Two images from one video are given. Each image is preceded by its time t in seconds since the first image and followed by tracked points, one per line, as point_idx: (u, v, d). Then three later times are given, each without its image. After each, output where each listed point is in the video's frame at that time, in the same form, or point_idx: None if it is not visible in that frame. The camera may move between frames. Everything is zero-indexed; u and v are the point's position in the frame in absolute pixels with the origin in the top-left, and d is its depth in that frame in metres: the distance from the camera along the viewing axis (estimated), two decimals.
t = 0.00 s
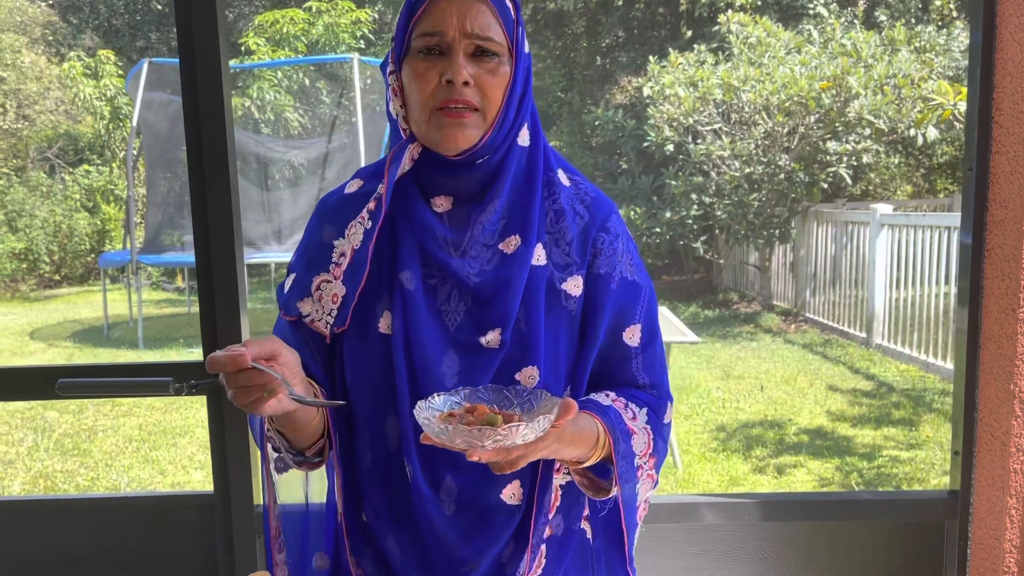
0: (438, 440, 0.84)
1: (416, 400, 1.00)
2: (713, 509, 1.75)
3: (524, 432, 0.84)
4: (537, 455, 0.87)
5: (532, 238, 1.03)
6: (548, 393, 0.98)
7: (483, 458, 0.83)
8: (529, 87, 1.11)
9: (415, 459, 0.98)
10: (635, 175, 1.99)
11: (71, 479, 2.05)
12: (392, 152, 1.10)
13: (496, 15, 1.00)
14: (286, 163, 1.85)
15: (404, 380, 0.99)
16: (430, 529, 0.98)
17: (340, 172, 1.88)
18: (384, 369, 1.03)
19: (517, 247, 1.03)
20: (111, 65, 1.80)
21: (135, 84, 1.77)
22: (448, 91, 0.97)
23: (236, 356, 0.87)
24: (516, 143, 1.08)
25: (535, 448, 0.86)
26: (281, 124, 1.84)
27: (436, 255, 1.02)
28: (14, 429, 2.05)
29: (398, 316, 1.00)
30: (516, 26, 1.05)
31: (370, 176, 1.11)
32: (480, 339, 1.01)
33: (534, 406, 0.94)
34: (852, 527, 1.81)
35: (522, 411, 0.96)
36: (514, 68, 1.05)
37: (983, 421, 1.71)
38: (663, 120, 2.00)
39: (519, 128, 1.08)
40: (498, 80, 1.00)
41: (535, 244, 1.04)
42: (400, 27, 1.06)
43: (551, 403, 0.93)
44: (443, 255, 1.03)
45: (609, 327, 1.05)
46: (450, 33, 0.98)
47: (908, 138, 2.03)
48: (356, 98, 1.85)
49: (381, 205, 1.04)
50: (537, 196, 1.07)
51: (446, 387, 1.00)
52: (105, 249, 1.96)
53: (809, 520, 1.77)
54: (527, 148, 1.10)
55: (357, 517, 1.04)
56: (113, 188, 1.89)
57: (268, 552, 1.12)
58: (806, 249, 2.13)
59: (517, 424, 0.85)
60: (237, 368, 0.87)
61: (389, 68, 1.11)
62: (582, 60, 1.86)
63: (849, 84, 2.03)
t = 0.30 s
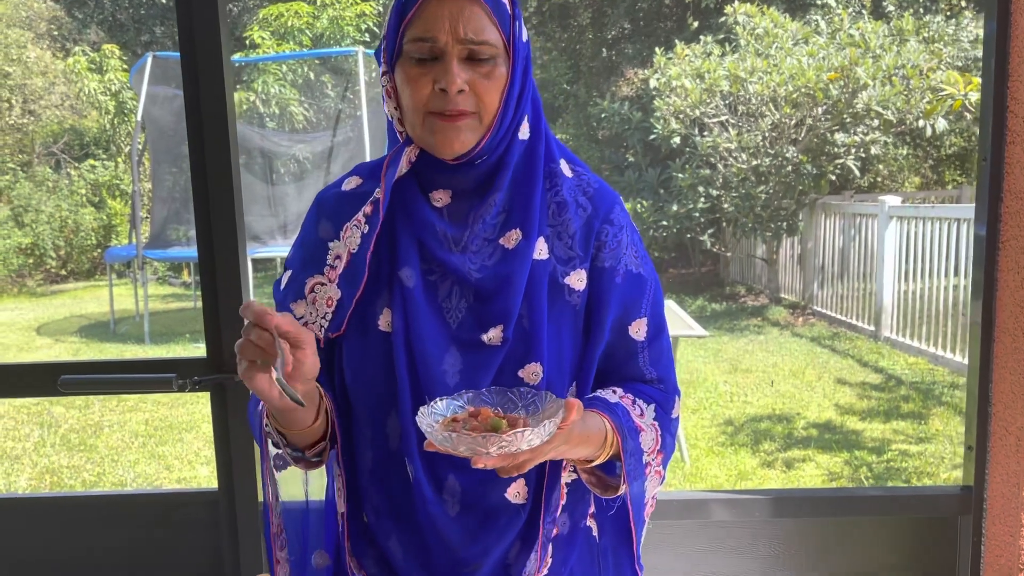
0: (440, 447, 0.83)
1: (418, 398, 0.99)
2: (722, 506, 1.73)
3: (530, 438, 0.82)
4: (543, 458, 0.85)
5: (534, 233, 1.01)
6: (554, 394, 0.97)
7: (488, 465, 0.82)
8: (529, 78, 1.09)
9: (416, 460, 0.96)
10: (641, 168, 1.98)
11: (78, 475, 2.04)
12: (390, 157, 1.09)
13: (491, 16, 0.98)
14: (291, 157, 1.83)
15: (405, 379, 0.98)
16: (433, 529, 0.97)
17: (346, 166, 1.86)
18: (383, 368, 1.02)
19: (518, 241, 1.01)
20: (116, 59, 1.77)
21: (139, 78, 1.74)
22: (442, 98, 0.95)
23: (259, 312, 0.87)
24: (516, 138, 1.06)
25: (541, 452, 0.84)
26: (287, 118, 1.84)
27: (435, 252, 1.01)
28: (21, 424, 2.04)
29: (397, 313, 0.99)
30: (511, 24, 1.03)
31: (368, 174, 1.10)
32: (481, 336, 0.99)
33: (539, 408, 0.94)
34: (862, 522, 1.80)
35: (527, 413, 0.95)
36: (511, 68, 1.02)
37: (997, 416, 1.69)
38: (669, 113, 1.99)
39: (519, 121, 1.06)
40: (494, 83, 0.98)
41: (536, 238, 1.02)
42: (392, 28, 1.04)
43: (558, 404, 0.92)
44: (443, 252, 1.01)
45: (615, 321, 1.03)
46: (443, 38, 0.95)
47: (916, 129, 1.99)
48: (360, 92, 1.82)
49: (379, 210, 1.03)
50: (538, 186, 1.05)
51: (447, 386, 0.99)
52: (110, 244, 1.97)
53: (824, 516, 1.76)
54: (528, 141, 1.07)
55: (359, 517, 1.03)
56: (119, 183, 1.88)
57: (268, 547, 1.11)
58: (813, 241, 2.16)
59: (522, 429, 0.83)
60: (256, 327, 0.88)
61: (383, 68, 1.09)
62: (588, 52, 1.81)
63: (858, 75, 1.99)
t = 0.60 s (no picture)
0: (456, 445, 0.83)
1: (427, 393, 0.99)
2: (732, 502, 1.74)
3: (545, 432, 0.83)
4: (559, 453, 0.86)
5: (543, 228, 1.01)
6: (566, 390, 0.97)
7: (503, 461, 0.82)
8: (541, 73, 1.07)
9: (425, 453, 0.96)
10: (646, 161, 1.96)
11: (86, 471, 2.04)
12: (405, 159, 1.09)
13: (504, 30, 0.97)
14: (296, 152, 1.83)
15: (414, 374, 0.98)
16: (443, 523, 0.97)
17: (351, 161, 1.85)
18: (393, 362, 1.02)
19: (528, 236, 1.01)
20: (121, 55, 1.79)
21: (144, 75, 1.76)
22: (456, 117, 0.95)
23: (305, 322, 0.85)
24: (531, 136, 1.04)
25: (556, 446, 0.85)
26: (291, 113, 1.83)
27: (444, 247, 1.01)
28: (30, 420, 2.04)
29: (406, 306, 0.99)
30: (524, 33, 1.01)
31: (376, 171, 1.10)
32: (491, 331, 0.99)
33: (553, 404, 0.94)
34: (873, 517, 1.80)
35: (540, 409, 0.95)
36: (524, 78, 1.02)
37: (1008, 410, 1.69)
38: (675, 106, 1.96)
39: (531, 123, 1.04)
40: (507, 98, 0.98)
41: (546, 233, 1.02)
42: (401, 37, 1.02)
43: (569, 398, 0.92)
44: (452, 247, 1.01)
45: (627, 315, 1.03)
46: (455, 58, 0.95)
47: (924, 121, 1.98)
48: (365, 87, 1.81)
49: (391, 215, 1.03)
50: (547, 180, 1.05)
51: (457, 380, 0.98)
52: (116, 240, 1.94)
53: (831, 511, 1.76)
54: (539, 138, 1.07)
55: (368, 511, 1.03)
56: (125, 179, 1.88)
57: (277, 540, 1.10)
58: (820, 234, 2.08)
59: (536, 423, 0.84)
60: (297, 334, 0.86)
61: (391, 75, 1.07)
62: (592, 45, 1.83)
63: (864, 66, 1.97)
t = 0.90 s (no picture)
0: (468, 431, 0.83)
1: (443, 387, 0.99)
2: (738, 496, 1.73)
3: (556, 420, 0.83)
4: (569, 443, 0.86)
5: (559, 221, 1.01)
6: (578, 378, 0.99)
7: (514, 448, 0.82)
8: (557, 66, 1.07)
9: (440, 449, 0.96)
10: (652, 154, 1.94)
11: (94, 467, 2.04)
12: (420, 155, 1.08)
13: (520, 24, 0.96)
14: (299, 147, 1.83)
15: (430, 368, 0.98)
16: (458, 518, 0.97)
17: (354, 155, 1.86)
18: (407, 356, 1.01)
19: (543, 231, 1.01)
20: (125, 51, 1.80)
21: (148, 71, 1.77)
22: (472, 111, 0.95)
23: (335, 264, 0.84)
24: (546, 130, 1.05)
25: (567, 435, 0.85)
26: (295, 109, 1.81)
27: (459, 241, 1.01)
28: (37, 416, 2.04)
29: (422, 301, 0.99)
30: (539, 25, 1.01)
31: (392, 164, 1.10)
32: (508, 325, 0.99)
33: (565, 393, 0.93)
34: (882, 510, 1.79)
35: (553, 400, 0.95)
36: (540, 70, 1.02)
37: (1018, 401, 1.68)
38: (680, 99, 1.93)
39: (547, 113, 1.04)
40: (522, 91, 0.98)
41: (562, 227, 1.02)
42: (416, 31, 1.02)
43: (582, 388, 0.92)
44: (468, 241, 1.01)
45: (641, 308, 1.03)
46: (471, 51, 0.94)
47: (930, 113, 1.95)
48: (369, 82, 1.82)
49: (408, 209, 1.04)
50: (562, 174, 1.04)
51: (474, 374, 0.98)
52: (121, 237, 1.94)
53: (838, 504, 1.76)
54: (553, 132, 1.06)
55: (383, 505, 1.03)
56: (129, 176, 1.88)
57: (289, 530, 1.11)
58: (825, 228, 2.05)
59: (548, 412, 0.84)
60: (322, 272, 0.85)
61: (406, 70, 1.07)
62: (596, 38, 1.84)
63: (870, 58, 1.94)
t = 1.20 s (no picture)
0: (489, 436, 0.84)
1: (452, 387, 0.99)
2: (743, 493, 1.74)
3: (577, 424, 0.85)
4: (588, 444, 0.88)
5: (569, 221, 1.01)
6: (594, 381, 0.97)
7: (535, 451, 0.84)
8: (566, 65, 1.07)
9: (450, 449, 0.97)
10: (655, 151, 1.94)
11: (100, 466, 2.05)
12: (429, 155, 1.09)
13: (534, 24, 0.97)
14: (302, 146, 1.83)
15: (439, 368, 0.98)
16: (467, 518, 0.97)
17: (359, 154, 1.85)
18: (415, 356, 1.02)
19: (553, 231, 1.01)
20: (128, 50, 1.80)
21: (152, 71, 1.77)
22: (485, 113, 0.95)
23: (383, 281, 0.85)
24: (556, 128, 1.05)
25: (586, 438, 0.87)
26: (299, 107, 1.82)
27: (469, 242, 1.01)
28: (43, 415, 2.05)
29: (432, 302, 0.99)
30: (552, 24, 1.01)
31: (400, 163, 1.11)
32: (518, 325, 0.99)
33: (581, 395, 0.94)
34: (888, 507, 1.79)
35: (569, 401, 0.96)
36: (551, 70, 1.02)
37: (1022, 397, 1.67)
38: (683, 96, 1.93)
39: (558, 112, 1.05)
40: (535, 92, 0.98)
41: (572, 227, 1.02)
42: (427, 30, 1.02)
43: (599, 389, 0.93)
44: (477, 242, 1.01)
45: (650, 308, 1.03)
46: (485, 53, 0.94)
47: (934, 109, 1.94)
48: (372, 80, 1.81)
49: (415, 210, 1.03)
50: (573, 174, 1.04)
51: (484, 374, 0.98)
52: (124, 236, 1.93)
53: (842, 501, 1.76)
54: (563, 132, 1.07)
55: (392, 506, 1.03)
56: (133, 175, 1.88)
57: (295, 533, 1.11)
58: (830, 224, 2.03)
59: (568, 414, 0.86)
60: (363, 286, 0.85)
61: (416, 69, 1.07)
62: (599, 36, 1.85)
63: (874, 54, 1.93)
